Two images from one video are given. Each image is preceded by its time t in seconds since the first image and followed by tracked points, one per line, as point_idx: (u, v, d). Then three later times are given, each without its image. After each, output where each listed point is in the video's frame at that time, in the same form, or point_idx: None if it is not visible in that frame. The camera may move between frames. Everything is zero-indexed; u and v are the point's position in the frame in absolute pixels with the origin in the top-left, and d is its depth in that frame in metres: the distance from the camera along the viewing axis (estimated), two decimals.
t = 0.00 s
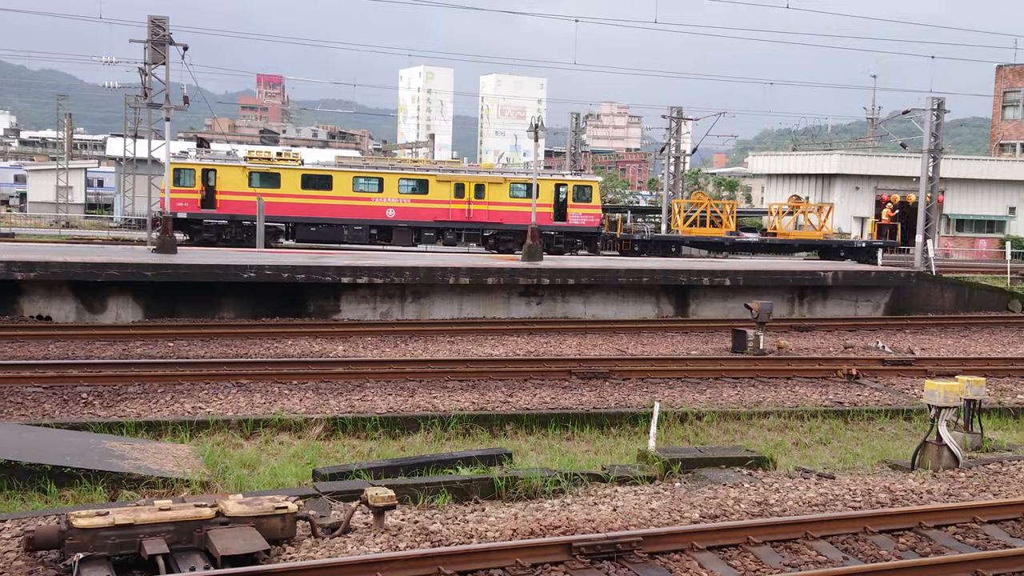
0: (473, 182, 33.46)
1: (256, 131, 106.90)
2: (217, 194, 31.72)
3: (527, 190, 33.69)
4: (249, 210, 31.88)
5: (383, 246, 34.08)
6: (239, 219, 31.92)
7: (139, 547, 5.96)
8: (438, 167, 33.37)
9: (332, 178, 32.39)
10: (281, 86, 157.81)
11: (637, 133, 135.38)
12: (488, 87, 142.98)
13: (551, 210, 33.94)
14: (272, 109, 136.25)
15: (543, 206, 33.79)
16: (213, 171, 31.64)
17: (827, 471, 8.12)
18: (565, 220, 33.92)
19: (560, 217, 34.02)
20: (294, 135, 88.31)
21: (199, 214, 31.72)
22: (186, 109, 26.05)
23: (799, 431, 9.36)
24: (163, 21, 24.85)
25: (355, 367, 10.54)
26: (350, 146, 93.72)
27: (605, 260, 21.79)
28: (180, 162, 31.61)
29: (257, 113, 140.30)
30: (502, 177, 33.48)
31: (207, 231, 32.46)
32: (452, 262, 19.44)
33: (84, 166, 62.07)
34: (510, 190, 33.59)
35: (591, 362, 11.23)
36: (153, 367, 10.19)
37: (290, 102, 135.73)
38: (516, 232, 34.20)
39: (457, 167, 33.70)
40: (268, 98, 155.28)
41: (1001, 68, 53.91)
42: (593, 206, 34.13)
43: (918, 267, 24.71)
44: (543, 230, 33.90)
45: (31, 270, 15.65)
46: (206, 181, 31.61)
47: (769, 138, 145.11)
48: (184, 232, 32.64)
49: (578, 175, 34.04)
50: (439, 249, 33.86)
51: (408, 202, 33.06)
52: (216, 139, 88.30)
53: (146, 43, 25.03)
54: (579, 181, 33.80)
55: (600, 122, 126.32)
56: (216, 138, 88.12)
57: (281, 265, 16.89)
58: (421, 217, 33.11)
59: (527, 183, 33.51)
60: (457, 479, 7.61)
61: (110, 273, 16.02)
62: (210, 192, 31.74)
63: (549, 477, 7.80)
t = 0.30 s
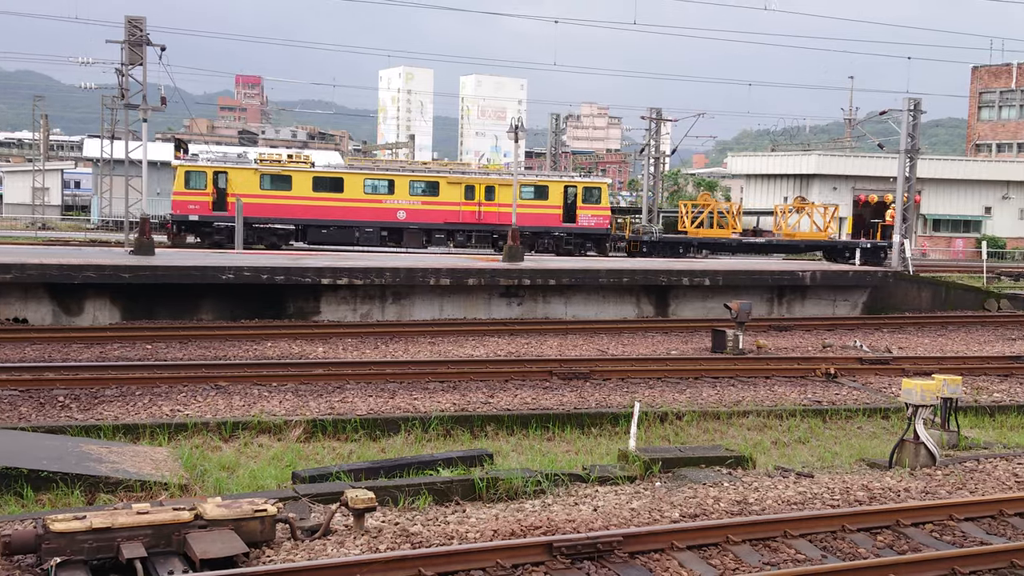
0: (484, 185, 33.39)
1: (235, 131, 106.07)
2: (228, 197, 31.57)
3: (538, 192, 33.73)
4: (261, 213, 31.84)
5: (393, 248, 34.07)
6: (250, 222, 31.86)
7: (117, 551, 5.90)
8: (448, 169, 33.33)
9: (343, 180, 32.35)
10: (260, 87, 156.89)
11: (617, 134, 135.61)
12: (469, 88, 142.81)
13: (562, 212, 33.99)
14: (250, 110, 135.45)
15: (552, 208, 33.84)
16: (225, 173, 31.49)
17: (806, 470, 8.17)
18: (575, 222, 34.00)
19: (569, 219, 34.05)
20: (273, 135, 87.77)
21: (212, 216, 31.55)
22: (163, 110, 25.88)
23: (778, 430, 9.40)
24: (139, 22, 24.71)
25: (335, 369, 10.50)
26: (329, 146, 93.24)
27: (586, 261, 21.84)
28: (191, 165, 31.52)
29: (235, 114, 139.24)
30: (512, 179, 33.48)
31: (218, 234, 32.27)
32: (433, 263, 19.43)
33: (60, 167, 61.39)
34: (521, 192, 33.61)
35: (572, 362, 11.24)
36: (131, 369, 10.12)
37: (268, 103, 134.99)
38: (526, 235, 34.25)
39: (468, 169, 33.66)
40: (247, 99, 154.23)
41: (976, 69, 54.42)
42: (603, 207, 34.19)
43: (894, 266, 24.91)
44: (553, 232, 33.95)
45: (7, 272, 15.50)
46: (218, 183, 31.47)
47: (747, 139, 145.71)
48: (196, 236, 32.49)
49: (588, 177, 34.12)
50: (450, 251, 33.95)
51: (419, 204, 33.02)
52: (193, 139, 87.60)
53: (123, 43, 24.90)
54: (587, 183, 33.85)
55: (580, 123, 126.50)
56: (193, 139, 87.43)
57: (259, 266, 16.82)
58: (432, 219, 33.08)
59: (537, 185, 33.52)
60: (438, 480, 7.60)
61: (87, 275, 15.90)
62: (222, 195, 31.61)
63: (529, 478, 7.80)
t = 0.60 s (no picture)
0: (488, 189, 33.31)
1: (208, 134, 105.08)
2: (234, 202, 31.52)
3: (542, 195, 33.90)
4: (265, 218, 31.71)
5: (396, 252, 34.00)
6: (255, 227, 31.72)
7: (88, 559, 5.83)
8: (453, 173, 33.12)
9: (347, 184, 32.18)
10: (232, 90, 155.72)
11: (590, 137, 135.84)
12: (443, 91, 142.51)
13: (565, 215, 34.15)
14: (223, 113, 134.40)
15: (556, 211, 33.90)
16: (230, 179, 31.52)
17: (779, 471, 8.22)
18: (578, 225, 34.06)
19: (572, 222, 34.15)
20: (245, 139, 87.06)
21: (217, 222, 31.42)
22: (134, 114, 25.71)
23: (751, 430, 9.46)
24: (109, 25, 24.57)
25: (308, 373, 10.46)
26: (302, 149, 92.62)
27: (560, 263, 21.89)
28: (196, 170, 31.40)
29: (207, 117, 138.06)
30: (516, 184, 33.58)
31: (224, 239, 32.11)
32: (407, 266, 19.39)
33: (28, 172, 60.68)
34: (525, 196, 33.75)
35: (547, 364, 11.26)
36: (103, 375, 10.03)
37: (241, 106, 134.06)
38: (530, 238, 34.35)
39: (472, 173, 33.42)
40: (218, 102, 152.88)
41: (945, 72, 55.12)
42: (606, 211, 34.34)
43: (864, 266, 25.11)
44: (557, 235, 34.04)
45: None
46: (223, 189, 31.42)
47: (720, 143, 146.53)
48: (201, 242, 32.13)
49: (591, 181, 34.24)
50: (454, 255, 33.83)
51: (423, 208, 32.91)
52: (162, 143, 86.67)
53: (93, 47, 24.74)
54: (590, 187, 34.04)
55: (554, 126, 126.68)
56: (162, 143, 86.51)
57: (232, 271, 16.74)
58: (436, 223, 32.95)
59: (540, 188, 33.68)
60: (413, 484, 7.58)
61: (57, 281, 15.76)
62: (228, 200, 31.54)
63: (504, 481, 7.79)
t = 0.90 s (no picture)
0: (485, 194, 33.54)
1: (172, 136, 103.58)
2: (232, 207, 31.17)
3: (539, 200, 33.86)
4: (264, 222, 31.38)
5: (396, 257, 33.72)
6: (253, 232, 31.35)
7: (50, 567, 5.75)
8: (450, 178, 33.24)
9: (346, 189, 32.03)
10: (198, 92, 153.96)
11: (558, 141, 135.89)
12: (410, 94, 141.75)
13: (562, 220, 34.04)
14: (188, 115, 132.75)
15: (553, 216, 33.85)
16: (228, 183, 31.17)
17: (745, 473, 8.28)
18: (574, 229, 34.00)
19: (568, 227, 34.09)
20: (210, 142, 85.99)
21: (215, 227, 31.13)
22: (97, 116, 25.43)
23: (717, 432, 9.52)
24: (71, 27, 24.31)
25: (273, 378, 10.38)
26: (268, 151, 91.63)
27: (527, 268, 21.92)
28: (194, 175, 31.18)
29: (172, 120, 136.34)
30: (513, 188, 33.67)
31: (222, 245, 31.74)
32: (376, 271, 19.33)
33: None
34: (522, 200, 33.72)
35: (515, 368, 11.27)
36: (65, 381, 9.90)
37: (207, 109, 132.58)
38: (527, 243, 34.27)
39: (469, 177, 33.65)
40: (183, 104, 150.87)
41: (907, 77, 55.94)
42: (602, 215, 34.21)
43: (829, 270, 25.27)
44: (553, 239, 33.94)
45: None
46: (221, 193, 31.12)
47: (687, 147, 147.26)
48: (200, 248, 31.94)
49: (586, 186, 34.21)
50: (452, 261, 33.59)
51: (421, 212, 32.81)
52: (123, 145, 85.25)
53: (55, 49, 24.46)
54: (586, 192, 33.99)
55: (523, 129, 126.63)
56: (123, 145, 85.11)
57: (197, 275, 16.61)
58: (435, 228, 32.87)
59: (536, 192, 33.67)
60: (380, 489, 7.55)
61: (18, 285, 15.54)
62: (226, 204, 31.21)
63: (472, 485, 7.79)
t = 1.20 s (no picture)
0: (473, 198, 33.50)
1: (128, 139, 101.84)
2: (221, 211, 30.90)
3: (527, 204, 33.84)
4: (254, 227, 31.15)
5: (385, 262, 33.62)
6: (243, 236, 31.06)
7: None
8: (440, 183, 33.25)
9: (336, 194, 31.94)
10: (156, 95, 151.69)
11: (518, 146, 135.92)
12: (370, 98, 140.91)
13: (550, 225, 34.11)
14: (145, 118, 130.70)
15: (541, 221, 33.91)
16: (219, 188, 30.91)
17: (702, 475, 8.34)
18: (562, 234, 34.03)
19: (557, 231, 34.13)
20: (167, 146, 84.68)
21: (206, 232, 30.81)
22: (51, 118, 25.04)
23: (676, 435, 9.60)
24: (24, 28, 23.89)
25: (229, 383, 10.29)
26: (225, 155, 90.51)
27: (487, 272, 21.93)
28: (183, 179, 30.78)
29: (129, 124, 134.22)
30: (502, 193, 33.65)
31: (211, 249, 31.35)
32: (338, 275, 19.23)
33: None
34: (511, 205, 33.74)
35: (475, 372, 11.28)
36: (14, 388, 9.72)
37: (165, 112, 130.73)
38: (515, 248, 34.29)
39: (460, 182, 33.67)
40: (139, 107, 148.60)
41: (861, 84, 56.65)
42: (589, 220, 34.30)
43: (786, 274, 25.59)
44: (541, 243, 33.98)
45: None
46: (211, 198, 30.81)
47: (646, 152, 148.06)
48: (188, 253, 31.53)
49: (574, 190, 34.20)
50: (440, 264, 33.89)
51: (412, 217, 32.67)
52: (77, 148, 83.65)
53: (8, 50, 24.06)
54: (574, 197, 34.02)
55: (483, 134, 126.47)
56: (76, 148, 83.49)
57: (153, 279, 16.46)
58: (426, 233, 32.92)
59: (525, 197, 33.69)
60: (337, 495, 7.50)
61: None
62: (216, 209, 30.94)
63: (431, 490, 7.77)
